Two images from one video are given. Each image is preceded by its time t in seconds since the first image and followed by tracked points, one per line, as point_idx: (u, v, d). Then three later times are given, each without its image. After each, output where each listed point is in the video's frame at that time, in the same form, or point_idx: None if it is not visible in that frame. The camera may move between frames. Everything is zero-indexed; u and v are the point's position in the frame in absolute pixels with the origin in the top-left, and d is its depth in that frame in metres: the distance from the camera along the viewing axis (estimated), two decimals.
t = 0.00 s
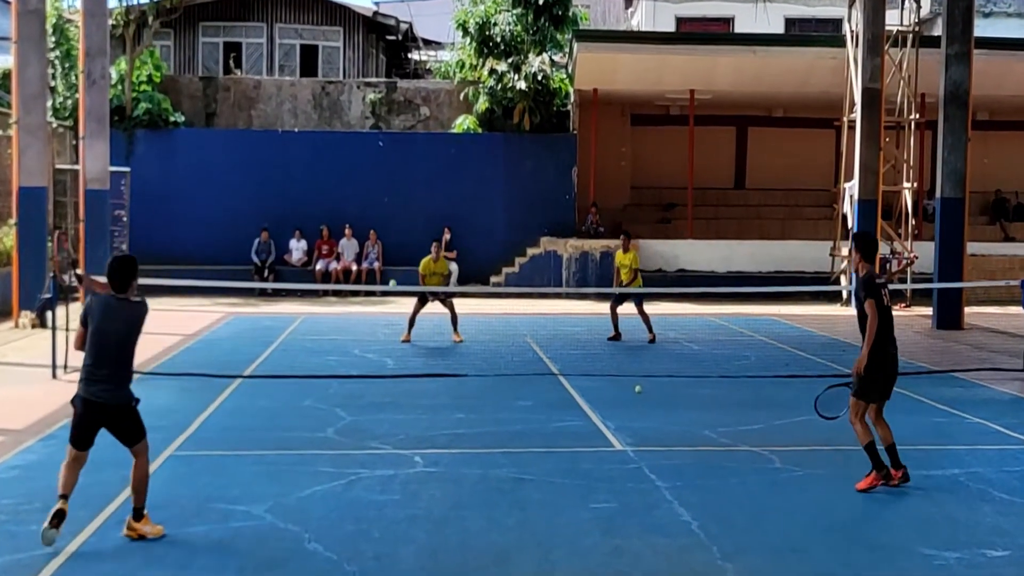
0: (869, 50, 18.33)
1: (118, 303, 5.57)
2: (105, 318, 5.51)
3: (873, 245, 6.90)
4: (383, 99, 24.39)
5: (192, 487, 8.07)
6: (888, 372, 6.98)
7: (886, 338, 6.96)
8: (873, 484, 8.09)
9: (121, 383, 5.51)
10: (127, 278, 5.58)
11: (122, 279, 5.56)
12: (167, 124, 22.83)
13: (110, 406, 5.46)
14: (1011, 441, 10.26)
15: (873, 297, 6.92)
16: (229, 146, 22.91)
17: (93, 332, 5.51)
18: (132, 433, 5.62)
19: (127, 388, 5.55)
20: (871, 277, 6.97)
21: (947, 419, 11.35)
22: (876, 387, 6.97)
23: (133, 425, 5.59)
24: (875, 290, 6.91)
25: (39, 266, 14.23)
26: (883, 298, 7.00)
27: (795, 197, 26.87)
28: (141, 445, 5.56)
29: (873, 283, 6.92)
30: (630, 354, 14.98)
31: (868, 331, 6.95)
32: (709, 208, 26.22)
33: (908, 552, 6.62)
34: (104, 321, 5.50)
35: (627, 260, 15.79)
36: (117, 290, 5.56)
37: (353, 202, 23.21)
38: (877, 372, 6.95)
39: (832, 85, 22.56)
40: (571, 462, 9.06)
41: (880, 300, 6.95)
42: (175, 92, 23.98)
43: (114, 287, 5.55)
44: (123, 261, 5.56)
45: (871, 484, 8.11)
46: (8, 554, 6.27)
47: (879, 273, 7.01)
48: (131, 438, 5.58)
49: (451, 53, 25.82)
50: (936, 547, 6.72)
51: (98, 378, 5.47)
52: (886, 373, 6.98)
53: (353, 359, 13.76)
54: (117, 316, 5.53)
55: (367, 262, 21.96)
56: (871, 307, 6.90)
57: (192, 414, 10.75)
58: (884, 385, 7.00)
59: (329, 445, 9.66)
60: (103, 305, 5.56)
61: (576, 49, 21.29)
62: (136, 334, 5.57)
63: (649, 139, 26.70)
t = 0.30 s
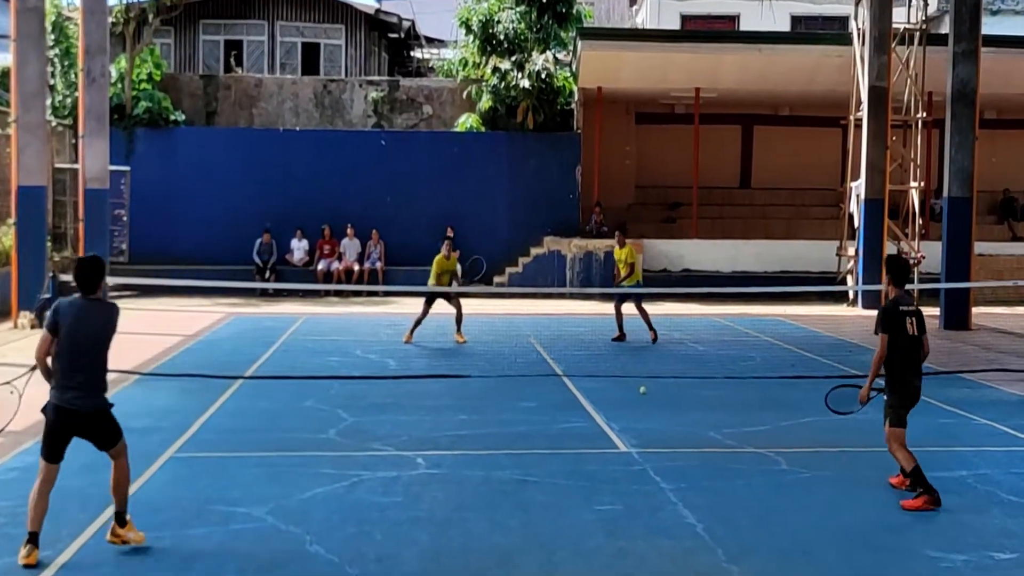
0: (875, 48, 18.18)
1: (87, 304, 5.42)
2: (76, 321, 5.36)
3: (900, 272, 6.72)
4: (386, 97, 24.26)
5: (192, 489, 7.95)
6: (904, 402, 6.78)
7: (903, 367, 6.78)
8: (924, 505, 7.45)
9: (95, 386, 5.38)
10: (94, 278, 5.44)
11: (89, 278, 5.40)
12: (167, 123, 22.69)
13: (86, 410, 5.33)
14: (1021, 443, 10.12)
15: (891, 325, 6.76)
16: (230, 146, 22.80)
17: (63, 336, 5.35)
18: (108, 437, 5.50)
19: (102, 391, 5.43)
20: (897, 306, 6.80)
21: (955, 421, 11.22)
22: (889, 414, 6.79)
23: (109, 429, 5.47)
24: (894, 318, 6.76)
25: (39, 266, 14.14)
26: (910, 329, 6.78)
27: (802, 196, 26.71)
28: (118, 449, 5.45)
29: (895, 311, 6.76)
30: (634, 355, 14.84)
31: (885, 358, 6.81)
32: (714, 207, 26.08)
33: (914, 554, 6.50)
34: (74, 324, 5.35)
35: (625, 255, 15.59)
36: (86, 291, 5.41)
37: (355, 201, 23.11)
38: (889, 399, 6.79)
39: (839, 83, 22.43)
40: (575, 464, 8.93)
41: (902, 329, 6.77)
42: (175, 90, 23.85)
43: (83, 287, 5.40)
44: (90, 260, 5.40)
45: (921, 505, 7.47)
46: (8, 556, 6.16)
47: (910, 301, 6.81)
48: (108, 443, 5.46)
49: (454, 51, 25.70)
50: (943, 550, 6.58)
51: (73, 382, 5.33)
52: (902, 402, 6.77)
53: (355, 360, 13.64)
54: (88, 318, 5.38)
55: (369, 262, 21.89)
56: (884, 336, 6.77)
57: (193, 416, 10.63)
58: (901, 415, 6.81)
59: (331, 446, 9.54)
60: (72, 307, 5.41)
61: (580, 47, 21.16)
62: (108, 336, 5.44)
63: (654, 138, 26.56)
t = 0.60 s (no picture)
0: (882, 46, 18.04)
1: (77, 288, 5.35)
2: (68, 303, 5.29)
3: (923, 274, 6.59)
4: (388, 95, 24.13)
5: (192, 491, 7.82)
6: (924, 406, 6.64)
7: (924, 369, 6.65)
8: (938, 510, 7.28)
9: (85, 370, 5.31)
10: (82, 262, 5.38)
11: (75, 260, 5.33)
12: (167, 122, 22.56)
13: (77, 394, 5.25)
14: None
15: (911, 328, 6.64)
16: (231, 145, 22.69)
17: (53, 320, 5.28)
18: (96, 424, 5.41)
19: (93, 374, 5.35)
20: (917, 308, 6.68)
21: (963, 422, 11.06)
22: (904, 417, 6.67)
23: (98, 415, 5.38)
24: (915, 320, 6.64)
25: (38, 266, 14.04)
26: (931, 333, 6.64)
27: (807, 195, 26.58)
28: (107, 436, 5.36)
29: (915, 312, 6.64)
30: (639, 355, 14.71)
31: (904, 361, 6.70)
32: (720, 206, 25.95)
33: (920, 557, 6.37)
34: (67, 307, 5.28)
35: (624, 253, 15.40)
36: (74, 275, 5.33)
37: (357, 200, 23.01)
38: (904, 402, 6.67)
39: (846, 81, 22.29)
40: (579, 466, 8.80)
41: (923, 331, 6.64)
42: (176, 89, 23.72)
43: (70, 272, 5.32)
44: (78, 241, 5.34)
45: (934, 511, 7.29)
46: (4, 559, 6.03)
47: (931, 303, 6.69)
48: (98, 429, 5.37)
49: (457, 49, 25.57)
50: (949, 553, 6.45)
51: (64, 365, 5.26)
52: (918, 406, 6.64)
53: (356, 361, 13.51)
54: (77, 300, 5.31)
55: (372, 262, 21.87)
56: (902, 338, 6.67)
57: (192, 417, 10.51)
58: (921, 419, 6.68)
59: (334, 448, 9.41)
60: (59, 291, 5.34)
61: (584, 45, 21.05)
62: (99, 318, 5.38)
63: (658, 136, 26.43)
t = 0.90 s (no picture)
0: (889, 43, 17.90)
1: (71, 312, 5.08)
2: (60, 327, 5.02)
3: (939, 263, 6.42)
4: (390, 94, 24.01)
5: (192, 493, 7.71)
6: (936, 398, 6.53)
7: (936, 361, 6.52)
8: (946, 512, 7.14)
9: (77, 396, 5.00)
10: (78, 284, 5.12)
11: (71, 282, 5.08)
12: (167, 120, 22.45)
13: (64, 420, 4.94)
14: None
15: (925, 319, 6.47)
16: (232, 144, 22.60)
17: (46, 346, 5.01)
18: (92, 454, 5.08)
19: (87, 401, 5.03)
20: (931, 298, 6.51)
21: (970, 423, 10.93)
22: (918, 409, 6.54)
23: (93, 445, 5.06)
24: (930, 310, 6.48)
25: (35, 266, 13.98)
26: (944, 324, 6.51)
27: (813, 194, 26.45)
28: (100, 467, 5.00)
29: (930, 302, 6.47)
30: (643, 356, 14.59)
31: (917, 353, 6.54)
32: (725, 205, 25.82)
33: (929, 559, 6.24)
34: (59, 331, 5.01)
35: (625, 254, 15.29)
36: (68, 298, 5.08)
37: (360, 200, 22.91)
38: (918, 394, 6.53)
39: (852, 79, 22.15)
40: (583, 468, 8.68)
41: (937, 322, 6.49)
42: (176, 88, 23.57)
43: (66, 295, 5.07)
44: (73, 263, 5.08)
45: (941, 513, 7.16)
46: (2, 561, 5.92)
47: (943, 292, 6.54)
48: (92, 462, 5.03)
49: (460, 47, 25.44)
50: (958, 556, 6.32)
51: (53, 393, 4.97)
52: (933, 399, 6.52)
53: (358, 362, 13.40)
54: (68, 323, 5.04)
55: (374, 262, 21.81)
56: (916, 330, 6.50)
57: (192, 418, 10.40)
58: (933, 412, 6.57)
59: (335, 450, 9.29)
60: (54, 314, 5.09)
61: (588, 43, 20.92)
62: (92, 343, 5.07)
63: (663, 135, 26.30)
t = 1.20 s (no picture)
0: (896, 41, 17.76)
1: (87, 329, 4.93)
2: (73, 344, 4.87)
3: (945, 261, 6.31)
4: (393, 92, 23.88)
5: (193, 496, 7.59)
6: (945, 398, 6.38)
7: (944, 360, 6.39)
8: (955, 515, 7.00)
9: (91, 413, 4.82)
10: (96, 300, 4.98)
11: (86, 298, 4.93)
12: (168, 119, 22.36)
13: (76, 437, 4.77)
14: None
15: (932, 318, 6.35)
16: (233, 143, 22.49)
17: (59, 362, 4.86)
18: (106, 473, 4.90)
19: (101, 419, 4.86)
20: (939, 297, 6.40)
21: (979, 425, 10.79)
22: (925, 410, 6.39)
23: (108, 464, 4.88)
24: (937, 308, 6.36)
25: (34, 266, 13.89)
26: (952, 323, 6.38)
27: (820, 194, 26.30)
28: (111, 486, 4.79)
29: (937, 300, 6.35)
30: (647, 357, 14.45)
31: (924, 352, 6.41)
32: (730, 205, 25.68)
33: (937, 562, 6.11)
34: (73, 347, 4.87)
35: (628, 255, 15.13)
36: (84, 314, 4.93)
37: (362, 199, 22.80)
38: (926, 394, 6.38)
39: (859, 77, 21.99)
40: (588, 470, 8.55)
41: (943, 320, 6.37)
42: (177, 86, 23.47)
43: (82, 311, 4.93)
44: (89, 282, 4.95)
45: (949, 515, 7.02)
46: None
47: (951, 290, 6.43)
48: (105, 482, 4.85)
49: (463, 45, 25.29)
50: (966, 558, 6.19)
51: (63, 409, 4.80)
52: (941, 399, 6.38)
53: (361, 363, 13.28)
54: (84, 339, 4.89)
55: (375, 262, 21.67)
56: (923, 328, 6.38)
57: (192, 420, 10.28)
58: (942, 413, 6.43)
59: (336, 451, 9.17)
60: (71, 331, 4.95)
61: (592, 41, 20.79)
62: (108, 359, 4.90)
63: (668, 133, 26.16)
